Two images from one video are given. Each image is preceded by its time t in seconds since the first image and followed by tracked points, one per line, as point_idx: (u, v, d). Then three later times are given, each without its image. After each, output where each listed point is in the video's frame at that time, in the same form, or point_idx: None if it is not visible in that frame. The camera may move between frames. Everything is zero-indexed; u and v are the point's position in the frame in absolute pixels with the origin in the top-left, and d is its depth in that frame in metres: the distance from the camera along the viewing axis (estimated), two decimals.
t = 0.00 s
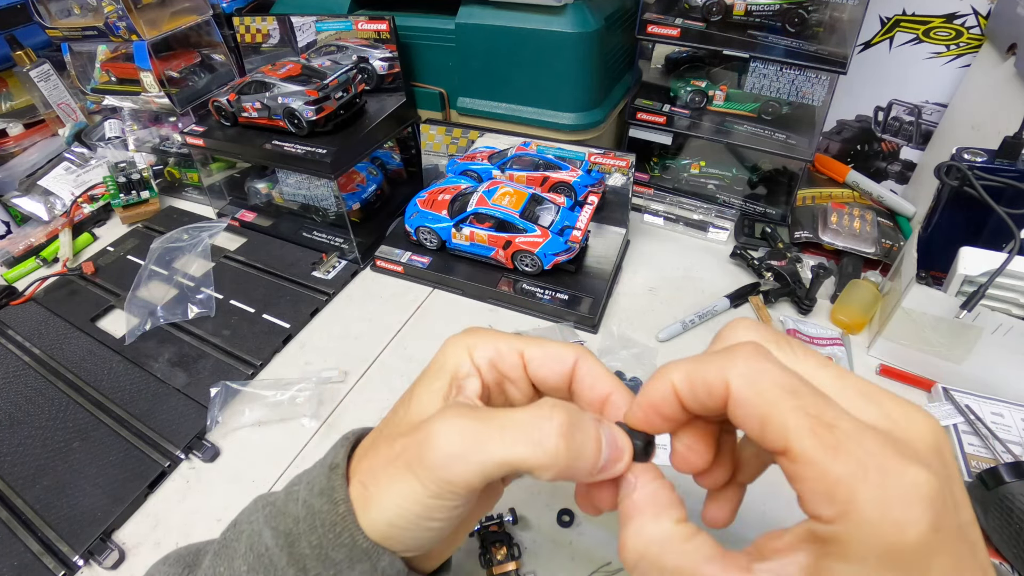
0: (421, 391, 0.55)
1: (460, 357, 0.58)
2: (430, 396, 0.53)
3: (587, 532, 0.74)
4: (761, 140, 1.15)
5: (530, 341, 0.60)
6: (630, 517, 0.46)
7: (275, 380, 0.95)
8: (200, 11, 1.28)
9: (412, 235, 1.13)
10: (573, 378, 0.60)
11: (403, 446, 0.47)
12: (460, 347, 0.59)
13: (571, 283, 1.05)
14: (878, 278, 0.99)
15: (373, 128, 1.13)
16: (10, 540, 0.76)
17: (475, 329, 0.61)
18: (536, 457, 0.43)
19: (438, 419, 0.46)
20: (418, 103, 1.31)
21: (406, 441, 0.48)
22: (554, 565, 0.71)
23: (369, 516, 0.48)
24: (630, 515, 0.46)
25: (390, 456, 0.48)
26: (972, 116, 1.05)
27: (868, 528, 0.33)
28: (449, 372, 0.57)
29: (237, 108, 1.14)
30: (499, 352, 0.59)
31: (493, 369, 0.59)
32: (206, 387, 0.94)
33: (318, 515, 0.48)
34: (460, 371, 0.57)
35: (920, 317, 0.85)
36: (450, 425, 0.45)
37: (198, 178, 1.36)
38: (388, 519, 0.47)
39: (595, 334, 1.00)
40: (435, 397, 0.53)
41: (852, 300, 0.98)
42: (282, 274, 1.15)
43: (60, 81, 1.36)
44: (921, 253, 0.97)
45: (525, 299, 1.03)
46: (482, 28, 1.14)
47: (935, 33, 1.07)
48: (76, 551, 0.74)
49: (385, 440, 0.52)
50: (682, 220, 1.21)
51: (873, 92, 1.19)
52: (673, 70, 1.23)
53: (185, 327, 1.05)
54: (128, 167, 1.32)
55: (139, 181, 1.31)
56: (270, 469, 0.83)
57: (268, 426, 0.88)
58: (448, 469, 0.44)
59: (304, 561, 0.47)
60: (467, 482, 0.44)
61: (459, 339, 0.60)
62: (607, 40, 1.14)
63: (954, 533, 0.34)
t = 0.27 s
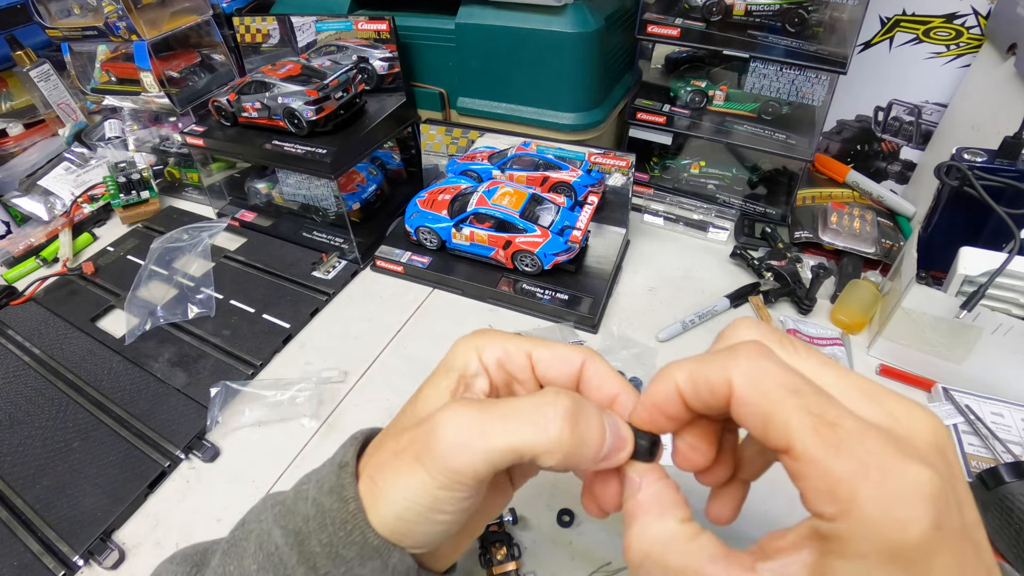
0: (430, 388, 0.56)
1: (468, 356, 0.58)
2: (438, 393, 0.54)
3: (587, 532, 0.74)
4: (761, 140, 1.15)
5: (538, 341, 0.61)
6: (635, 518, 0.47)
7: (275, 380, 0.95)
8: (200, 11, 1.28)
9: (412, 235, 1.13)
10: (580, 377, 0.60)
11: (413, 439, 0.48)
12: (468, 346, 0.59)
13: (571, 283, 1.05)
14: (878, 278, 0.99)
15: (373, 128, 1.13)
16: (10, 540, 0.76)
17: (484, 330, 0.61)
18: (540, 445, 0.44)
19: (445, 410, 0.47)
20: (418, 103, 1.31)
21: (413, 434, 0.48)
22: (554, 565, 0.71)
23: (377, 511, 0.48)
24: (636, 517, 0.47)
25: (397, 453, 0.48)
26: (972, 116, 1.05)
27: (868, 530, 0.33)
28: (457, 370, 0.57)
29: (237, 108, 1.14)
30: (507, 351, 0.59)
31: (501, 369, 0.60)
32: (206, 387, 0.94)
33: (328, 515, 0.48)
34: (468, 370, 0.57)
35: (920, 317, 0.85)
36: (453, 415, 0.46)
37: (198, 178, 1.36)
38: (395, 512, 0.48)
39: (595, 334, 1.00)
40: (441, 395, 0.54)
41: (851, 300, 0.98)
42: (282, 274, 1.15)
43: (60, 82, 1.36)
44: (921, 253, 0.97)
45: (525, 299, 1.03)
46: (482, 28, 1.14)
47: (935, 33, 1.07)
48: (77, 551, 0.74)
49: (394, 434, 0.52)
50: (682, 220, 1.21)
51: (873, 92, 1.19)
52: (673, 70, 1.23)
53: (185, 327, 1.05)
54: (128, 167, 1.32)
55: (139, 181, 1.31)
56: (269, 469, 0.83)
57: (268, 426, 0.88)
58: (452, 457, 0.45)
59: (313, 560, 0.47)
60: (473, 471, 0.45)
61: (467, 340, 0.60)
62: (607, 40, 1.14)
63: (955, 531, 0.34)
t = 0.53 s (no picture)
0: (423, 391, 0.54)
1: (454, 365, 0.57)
2: (428, 398, 0.52)
3: (587, 532, 0.74)
4: (761, 140, 1.15)
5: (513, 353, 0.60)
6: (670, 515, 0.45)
7: (275, 380, 0.95)
8: (200, 11, 1.28)
9: (412, 235, 1.13)
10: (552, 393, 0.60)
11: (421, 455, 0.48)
12: (450, 354, 0.58)
13: (571, 283, 1.05)
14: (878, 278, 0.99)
15: (373, 129, 1.13)
16: (10, 540, 0.76)
17: (463, 338, 0.60)
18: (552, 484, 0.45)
19: (457, 437, 0.48)
20: (418, 103, 1.31)
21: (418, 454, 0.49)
22: (554, 565, 0.71)
23: (382, 520, 0.50)
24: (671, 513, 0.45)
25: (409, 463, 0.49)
26: (972, 116, 1.05)
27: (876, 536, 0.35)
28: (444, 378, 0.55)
29: (237, 108, 1.14)
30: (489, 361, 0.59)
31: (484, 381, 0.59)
32: (206, 387, 0.94)
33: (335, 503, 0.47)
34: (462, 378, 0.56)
35: (920, 317, 0.85)
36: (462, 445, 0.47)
37: (198, 178, 1.36)
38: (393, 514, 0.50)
39: (595, 334, 1.00)
40: (433, 401, 0.52)
41: (851, 300, 0.98)
42: (282, 274, 1.15)
43: (60, 82, 1.36)
44: (920, 254, 0.97)
45: (525, 299, 1.03)
46: (482, 28, 1.14)
47: (935, 33, 1.07)
48: (77, 551, 0.74)
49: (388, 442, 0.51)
50: (682, 220, 1.21)
51: (873, 92, 1.19)
52: (673, 70, 1.24)
53: (185, 327, 1.05)
54: (128, 167, 1.32)
55: (139, 181, 1.32)
56: (269, 469, 0.83)
57: (268, 426, 0.88)
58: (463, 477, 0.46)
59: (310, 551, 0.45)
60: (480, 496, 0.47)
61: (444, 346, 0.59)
62: (607, 40, 1.14)
63: (967, 537, 0.35)
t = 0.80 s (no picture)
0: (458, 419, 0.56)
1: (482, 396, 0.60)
2: (465, 422, 0.55)
3: (587, 531, 0.74)
4: (761, 140, 1.15)
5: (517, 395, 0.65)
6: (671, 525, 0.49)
7: (275, 380, 0.95)
8: (200, 11, 1.28)
9: (412, 235, 1.13)
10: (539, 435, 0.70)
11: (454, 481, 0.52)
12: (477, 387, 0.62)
13: (571, 283, 1.05)
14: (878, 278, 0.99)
15: (373, 128, 1.13)
16: (10, 540, 0.76)
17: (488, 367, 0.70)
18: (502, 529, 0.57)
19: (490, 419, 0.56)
20: (418, 103, 1.31)
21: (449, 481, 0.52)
22: (553, 565, 0.71)
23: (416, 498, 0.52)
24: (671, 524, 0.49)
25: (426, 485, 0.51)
26: (972, 116, 1.05)
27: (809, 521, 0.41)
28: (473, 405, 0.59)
29: (237, 108, 1.14)
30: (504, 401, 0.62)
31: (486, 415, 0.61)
32: (206, 387, 0.94)
33: (362, 493, 0.49)
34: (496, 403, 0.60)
35: (920, 317, 0.85)
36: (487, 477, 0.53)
37: (198, 177, 1.35)
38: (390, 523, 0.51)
39: (595, 334, 1.00)
40: (470, 429, 0.55)
41: (851, 300, 0.98)
42: (283, 274, 1.15)
43: (60, 82, 1.36)
44: (920, 254, 0.97)
45: (525, 299, 1.03)
46: (482, 28, 1.14)
47: (935, 33, 1.07)
48: (77, 551, 0.74)
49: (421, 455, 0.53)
50: (682, 220, 1.21)
51: (873, 92, 1.19)
52: (673, 70, 1.24)
53: (185, 327, 1.05)
54: (128, 167, 1.32)
55: (139, 181, 1.32)
56: (269, 469, 0.83)
57: (268, 426, 0.88)
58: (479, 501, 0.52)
59: (333, 543, 0.47)
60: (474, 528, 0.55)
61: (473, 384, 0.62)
62: (607, 40, 1.14)
63: (889, 514, 0.40)
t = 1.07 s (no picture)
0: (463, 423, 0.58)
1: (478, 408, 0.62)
2: (465, 430, 0.57)
3: (587, 532, 0.73)
4: (761, 140, 1.15)
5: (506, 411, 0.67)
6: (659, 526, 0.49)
7: (275, 380, 0.95)
8: (200, 11, 1.28)
9: (412, 235, 1.13)
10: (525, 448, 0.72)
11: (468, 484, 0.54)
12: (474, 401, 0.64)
13: (571, 283, 1.05)
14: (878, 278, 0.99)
15: (373, 128, 1.13)
16: (10, 540, 0.76)
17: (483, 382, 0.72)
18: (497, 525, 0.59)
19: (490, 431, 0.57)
20: (418, 103, 1.31)
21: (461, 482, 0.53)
22: (553, 565, 0.71)
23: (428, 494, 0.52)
24: (660, 524, 0.49)
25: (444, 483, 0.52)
26: (973, 116, 1.05)
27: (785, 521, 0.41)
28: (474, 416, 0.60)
29: (237, 108, 1.14)
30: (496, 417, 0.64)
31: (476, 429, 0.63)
32: (206, 387, 0.94)
33: (371, 485, 0.49)
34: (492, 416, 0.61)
35: (920, 317, 0.85)
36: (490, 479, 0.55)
37: (199, 178, 1.35)
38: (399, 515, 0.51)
39: (595, 334, 1.00)
40: (473, 436, 0.56)
41: (851, 300, 0.98)
42: (283, 274, 1.15)
43: (60, 82, 1.36)
44: (920, 254, 0.97)
45: (525, 299, 1.03)
46: (482, 28, 1.14)
47: (935, 33, 1.07)
48: (77, 551, 0.74)
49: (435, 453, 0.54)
50: (682, 220, 1.21)
51: (873, 92, 1.19)
52: (673, 70, 1.24)
53: (185, 328, 1.05)
54: (128, 167, 1.32)
55: (139, 181, 1.32)
56: (268, 469, 0.83)
57: (268, 426, 0.88)
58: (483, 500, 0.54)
59: (343, 533, 0.47)
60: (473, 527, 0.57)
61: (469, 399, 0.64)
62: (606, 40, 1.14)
63: (862, 512, 0.41)
